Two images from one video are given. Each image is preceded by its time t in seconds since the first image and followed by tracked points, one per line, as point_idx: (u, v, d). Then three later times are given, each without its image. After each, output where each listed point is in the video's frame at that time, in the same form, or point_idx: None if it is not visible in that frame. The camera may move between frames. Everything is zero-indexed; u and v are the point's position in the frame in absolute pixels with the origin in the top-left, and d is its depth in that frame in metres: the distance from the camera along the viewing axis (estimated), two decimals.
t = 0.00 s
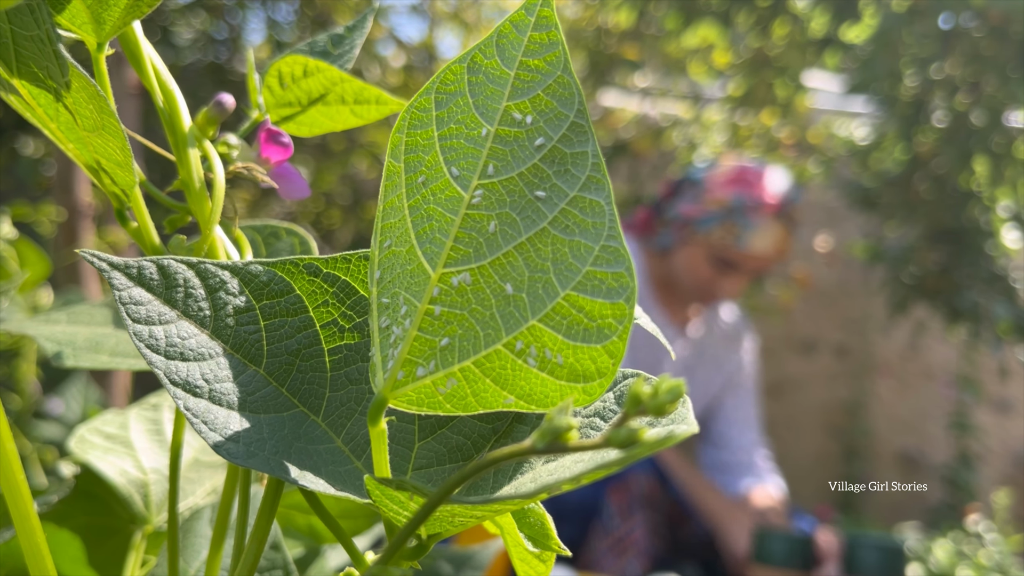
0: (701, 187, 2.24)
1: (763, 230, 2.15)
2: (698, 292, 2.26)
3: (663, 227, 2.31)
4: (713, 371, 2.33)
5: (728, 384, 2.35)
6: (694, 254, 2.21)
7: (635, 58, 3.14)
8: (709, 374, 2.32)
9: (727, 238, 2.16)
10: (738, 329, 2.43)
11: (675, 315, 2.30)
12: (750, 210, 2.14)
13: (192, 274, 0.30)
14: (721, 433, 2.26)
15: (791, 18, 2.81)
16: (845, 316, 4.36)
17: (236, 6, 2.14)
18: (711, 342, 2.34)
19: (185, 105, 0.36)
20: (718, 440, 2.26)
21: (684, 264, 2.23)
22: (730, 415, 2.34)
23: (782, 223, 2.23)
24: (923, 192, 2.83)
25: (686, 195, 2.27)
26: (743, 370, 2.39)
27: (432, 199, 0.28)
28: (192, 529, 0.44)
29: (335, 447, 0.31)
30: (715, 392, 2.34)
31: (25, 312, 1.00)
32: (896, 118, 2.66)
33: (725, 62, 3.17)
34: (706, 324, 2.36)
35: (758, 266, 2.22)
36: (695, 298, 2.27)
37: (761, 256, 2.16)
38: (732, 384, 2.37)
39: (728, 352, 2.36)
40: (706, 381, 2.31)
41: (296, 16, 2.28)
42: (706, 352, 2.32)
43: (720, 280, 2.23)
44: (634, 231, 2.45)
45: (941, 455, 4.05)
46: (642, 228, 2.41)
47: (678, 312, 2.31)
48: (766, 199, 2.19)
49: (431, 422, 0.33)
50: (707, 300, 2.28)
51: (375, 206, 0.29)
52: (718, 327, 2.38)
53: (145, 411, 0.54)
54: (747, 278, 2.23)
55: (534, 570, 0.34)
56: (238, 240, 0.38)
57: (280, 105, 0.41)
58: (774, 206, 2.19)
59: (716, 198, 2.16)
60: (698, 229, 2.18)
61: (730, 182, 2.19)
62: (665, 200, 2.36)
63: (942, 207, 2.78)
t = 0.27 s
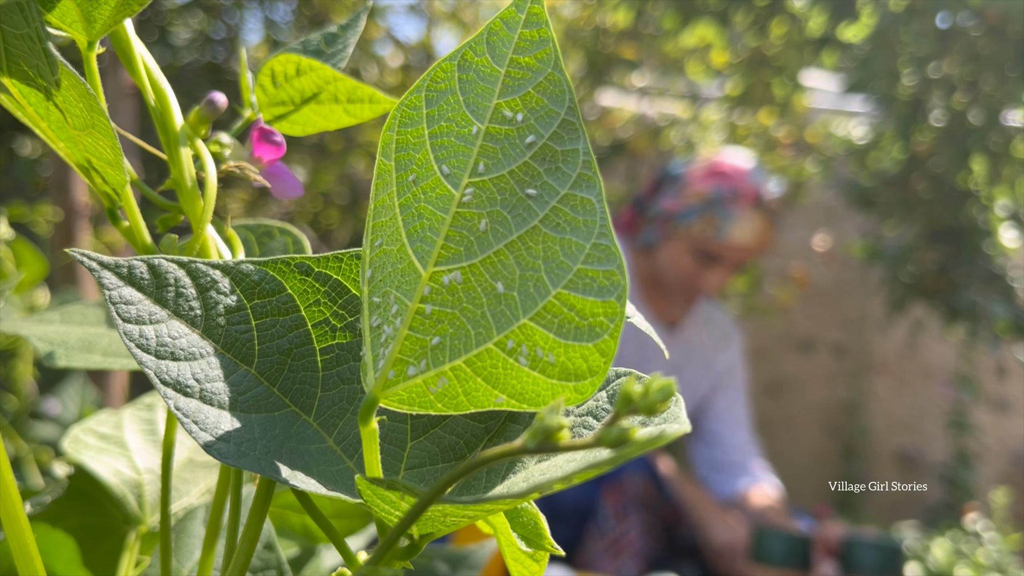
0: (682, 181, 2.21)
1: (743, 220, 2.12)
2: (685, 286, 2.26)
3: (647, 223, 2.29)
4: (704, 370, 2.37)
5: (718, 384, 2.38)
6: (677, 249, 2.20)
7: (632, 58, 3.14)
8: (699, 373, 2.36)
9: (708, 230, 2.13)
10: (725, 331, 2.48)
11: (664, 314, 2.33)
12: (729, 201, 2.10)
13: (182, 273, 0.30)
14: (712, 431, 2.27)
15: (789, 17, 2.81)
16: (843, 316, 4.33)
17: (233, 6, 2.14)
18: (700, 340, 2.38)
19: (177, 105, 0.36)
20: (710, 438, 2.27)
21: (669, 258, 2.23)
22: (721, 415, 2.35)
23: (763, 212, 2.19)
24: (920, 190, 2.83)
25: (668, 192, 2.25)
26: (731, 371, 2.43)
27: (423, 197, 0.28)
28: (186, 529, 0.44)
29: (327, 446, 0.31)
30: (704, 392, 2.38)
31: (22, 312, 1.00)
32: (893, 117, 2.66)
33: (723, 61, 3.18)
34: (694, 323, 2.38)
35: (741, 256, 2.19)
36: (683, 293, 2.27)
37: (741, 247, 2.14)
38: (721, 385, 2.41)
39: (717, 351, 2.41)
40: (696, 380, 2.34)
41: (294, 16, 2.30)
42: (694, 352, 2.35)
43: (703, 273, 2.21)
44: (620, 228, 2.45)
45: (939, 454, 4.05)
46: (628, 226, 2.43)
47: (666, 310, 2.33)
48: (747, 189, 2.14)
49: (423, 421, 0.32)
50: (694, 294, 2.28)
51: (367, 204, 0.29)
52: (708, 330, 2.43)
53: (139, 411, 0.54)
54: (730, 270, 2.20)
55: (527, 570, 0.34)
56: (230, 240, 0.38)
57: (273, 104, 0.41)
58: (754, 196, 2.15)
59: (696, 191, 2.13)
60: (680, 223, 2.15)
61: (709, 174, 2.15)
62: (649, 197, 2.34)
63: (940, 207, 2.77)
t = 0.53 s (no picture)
0: (677, 184, 2.21)
1: (738, 220, 2.13)
2: (678, 285, 2.25)
3: (641, 225, 2.29)
4: (693, 371, 2.35)
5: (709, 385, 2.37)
6: (671, 249, 2.19)
7: (629, 57, 3.14)
8: (688, 374, 2.34)
9: (703, 230, 2.14)
10: (714, 332, 2.47)
11: (655, 313, 2.31)
12: (724, 201, 2.11)
13: (170, 273, 0.30)
14: (705, 430, 2.30)
15: (787, 17, 2.81)
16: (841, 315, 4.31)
17: (231, 6, 2.13)
18: (689, 341, 2.36)
19: (167, 105, 0.36)
20: (701, 438, 2.29)
21: (663, 259, 2.21)
22: (712, 415, 2.35)
23: (756, 212, 2.19)
24: (918, 190, 2.82)
25: (662, 192, 2.25)
26: (721, 371, 2.41)
27: (411, 197, 0.28)
28: (177, 529, 0.44)
29: (316, 446, 0.31)
30: (694, 392, 2.37)
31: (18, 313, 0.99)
32: (891, 116, 2.66)
33: (720, 60, 3.18)
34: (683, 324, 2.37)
35: (734, 256, 2.19)
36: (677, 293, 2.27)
37: (736, 246, 2.15)
38: (711, 384, 2.40)
39: (706, 352, 2.39)
40: (685, 381, 2.33)
41: (291, 16, 2.28)
42: (685, 352, 2.34)
43: (699, 273, 2.20)
44: (611, 231, 2.44)
45: (937, 453, 4.04)
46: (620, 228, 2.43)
47: (657, 310, 2.31)
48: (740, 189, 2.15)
49: (413, 421, 0.32)
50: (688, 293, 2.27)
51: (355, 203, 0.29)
52: (697, 331, 2.41)
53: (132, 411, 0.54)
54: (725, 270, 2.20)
55: (517, 570, 0.34)
56: (220, 239, 0.38)
57: (264, 103, 0.41)
58: (747, 195, 2.15)
59: (690, 191, 2.13)
60: (674, 224, 2.16)
61: (702, 174, 2.16)
62: (642, 199, 2.34)
63: (937, 206, 2.77)
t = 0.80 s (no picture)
0: (670, 181, 2.22)
1: (732, 216, 2.11)
2: (673, 283, 2.22)
3: (634, 224, 2.27)
4: (685, 371, 2.36)
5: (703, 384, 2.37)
6: (665, 246, 2.17)
7: (625, 56, 3.13)
8: (681, 374, 2.35)
9: (697, 227, 2.11)
10: (708, 331, 2.47)
11: (647, 313, 2.31)
12: (717, 197, 2.10)
13: (142, 272, 0.30)
14: (699, 429, 2.32)
15: (783, 16, 2.81)
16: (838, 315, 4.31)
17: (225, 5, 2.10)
18: (682, 340, 2.36)
19: (142, 103, 0.35)
20: (696, 436, 2.32)
21: (657, 256, 2.20)
22: (706, 414, 2.36)
23: (750, 208, 2.17)
24: (915, 189, 2.81)
25: (654, 190, 2.27)
26: (714, 369, 2.42)
27: (383, 194, 0.28)
28: (157, 531, 0.44)
29: (290, 448, 0.30)
30: (687, 391, 2.39)
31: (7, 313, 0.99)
32: (888, 115, 2.66)
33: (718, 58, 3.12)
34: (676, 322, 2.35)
35: (729, 252, 2.17)
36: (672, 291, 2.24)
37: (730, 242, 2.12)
38: (704, 383, 2.41)
39: (699, 351, 2.39)
40: (678, 382, 2.34)
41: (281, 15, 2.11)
42: (678, 351, 2.34)
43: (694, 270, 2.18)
44: (605, 232, 2.43)
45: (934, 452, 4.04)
46: (612, 228, 2.42)
47: (649, 310, 2.31)
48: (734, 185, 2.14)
49: (388, 421, 0.32)
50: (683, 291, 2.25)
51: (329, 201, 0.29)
52: (690, 330, 2.40)
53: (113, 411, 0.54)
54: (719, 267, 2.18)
55: (494, 571, 0.34)
56: (196, 238, 0.38)
57: (242, 101, 0.41)
58: (741, 192, 2.14)
59: (684, 188, 2.13)
60: (668, 221, 2.14)
61: (695, 172, 2.15)
62: (635, 198, 2.34)
63: (934, 205, 2.76)
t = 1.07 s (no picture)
0: (669, 183, 2.21)
1: (733, 217, 2.10)
2: (673, 284, 2.21)
3: (632, 226, 2.25)
4: (682, 371, 2.37)
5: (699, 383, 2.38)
6: (666, 247, 2.16)
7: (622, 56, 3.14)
8: (677, 374, 2.36)
9: (698, 228, 2.09)
10: (703, 331, 2.49)
11: (644, 313, 2.30)
12: (718, 198, 2.08)
13: (122, 271, 0.29)
14: (695, 427, 2.33)
15: (779, 15, 2.81)
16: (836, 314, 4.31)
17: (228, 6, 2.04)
18: (679, 340, 2.36)
19: (124, 100, 0.35)
20: (692, 434, 2.33)
21: (657, 258, 2.17)
22: (701, 413, 2.38)
23: (749, 209, 2.16)
24: (912, 188, 2.81)
25: (652, 192, 2.25)
26: (709, 368, 2.44)
27: (363, 192, 0.27)
28: (142, 531, 0.43)
29: (270, 447, 0.30)
30: (683, 391, 2.40)
31: None
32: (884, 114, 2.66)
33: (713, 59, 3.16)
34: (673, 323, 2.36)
35: (730, 253, 2.15)
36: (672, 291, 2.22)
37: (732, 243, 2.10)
38: (699, 382, 2.42)
39: (695, 350, 2.40)
40: (675, 383, 2.36)
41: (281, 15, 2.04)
42: (675, 351, 2.34)
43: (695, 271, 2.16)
44: (603, 234, 2.41)
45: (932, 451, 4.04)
46: (609, 230, 2.40)
47: (648, 310, 2.31)
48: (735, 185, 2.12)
49: (371, 421, 0.32)
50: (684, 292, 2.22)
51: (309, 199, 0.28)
52: (687, 330, 2.41)
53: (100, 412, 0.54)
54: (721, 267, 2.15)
55: (479, 571, 0.34)
56: (179, 236, 0.37)
57: (226, 99, 0.40)
58: (741, 192, 2.13)
59: (684, 190, 2.11)
60: (669, 222, 2.12)
61: (695, 173, 2.14)
62: (632, 199, 2.33)
63: (930, 204, 2.76)
